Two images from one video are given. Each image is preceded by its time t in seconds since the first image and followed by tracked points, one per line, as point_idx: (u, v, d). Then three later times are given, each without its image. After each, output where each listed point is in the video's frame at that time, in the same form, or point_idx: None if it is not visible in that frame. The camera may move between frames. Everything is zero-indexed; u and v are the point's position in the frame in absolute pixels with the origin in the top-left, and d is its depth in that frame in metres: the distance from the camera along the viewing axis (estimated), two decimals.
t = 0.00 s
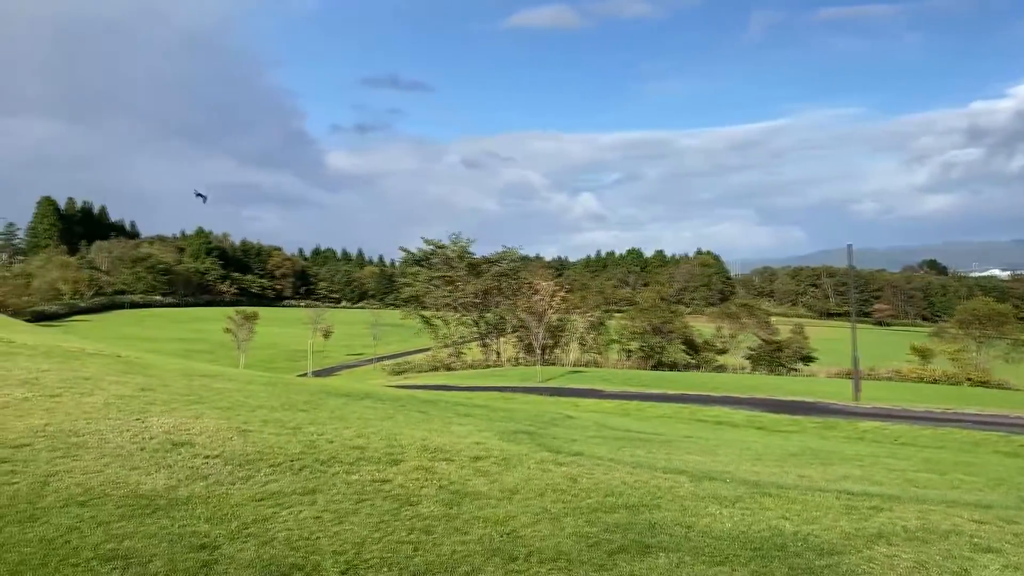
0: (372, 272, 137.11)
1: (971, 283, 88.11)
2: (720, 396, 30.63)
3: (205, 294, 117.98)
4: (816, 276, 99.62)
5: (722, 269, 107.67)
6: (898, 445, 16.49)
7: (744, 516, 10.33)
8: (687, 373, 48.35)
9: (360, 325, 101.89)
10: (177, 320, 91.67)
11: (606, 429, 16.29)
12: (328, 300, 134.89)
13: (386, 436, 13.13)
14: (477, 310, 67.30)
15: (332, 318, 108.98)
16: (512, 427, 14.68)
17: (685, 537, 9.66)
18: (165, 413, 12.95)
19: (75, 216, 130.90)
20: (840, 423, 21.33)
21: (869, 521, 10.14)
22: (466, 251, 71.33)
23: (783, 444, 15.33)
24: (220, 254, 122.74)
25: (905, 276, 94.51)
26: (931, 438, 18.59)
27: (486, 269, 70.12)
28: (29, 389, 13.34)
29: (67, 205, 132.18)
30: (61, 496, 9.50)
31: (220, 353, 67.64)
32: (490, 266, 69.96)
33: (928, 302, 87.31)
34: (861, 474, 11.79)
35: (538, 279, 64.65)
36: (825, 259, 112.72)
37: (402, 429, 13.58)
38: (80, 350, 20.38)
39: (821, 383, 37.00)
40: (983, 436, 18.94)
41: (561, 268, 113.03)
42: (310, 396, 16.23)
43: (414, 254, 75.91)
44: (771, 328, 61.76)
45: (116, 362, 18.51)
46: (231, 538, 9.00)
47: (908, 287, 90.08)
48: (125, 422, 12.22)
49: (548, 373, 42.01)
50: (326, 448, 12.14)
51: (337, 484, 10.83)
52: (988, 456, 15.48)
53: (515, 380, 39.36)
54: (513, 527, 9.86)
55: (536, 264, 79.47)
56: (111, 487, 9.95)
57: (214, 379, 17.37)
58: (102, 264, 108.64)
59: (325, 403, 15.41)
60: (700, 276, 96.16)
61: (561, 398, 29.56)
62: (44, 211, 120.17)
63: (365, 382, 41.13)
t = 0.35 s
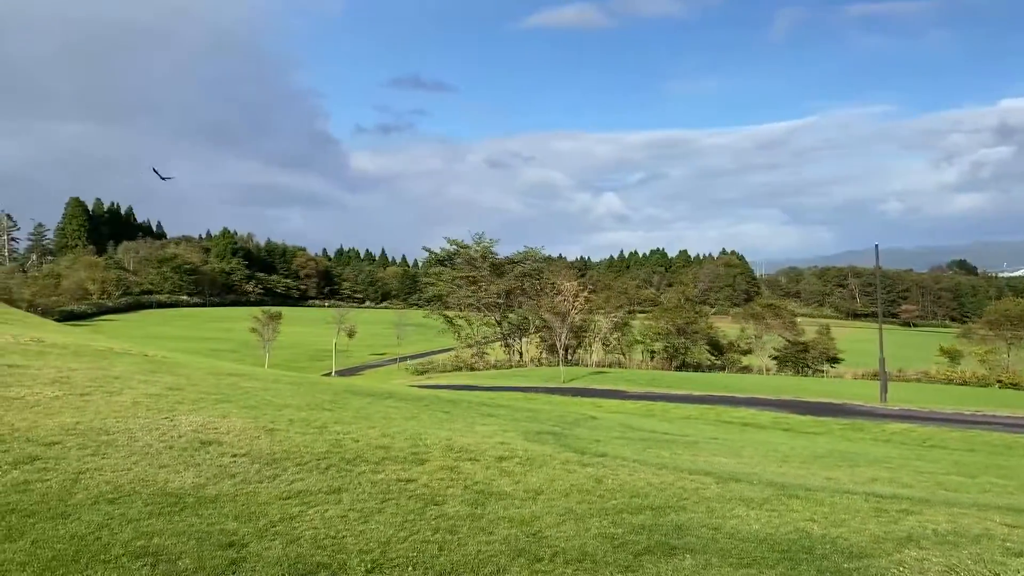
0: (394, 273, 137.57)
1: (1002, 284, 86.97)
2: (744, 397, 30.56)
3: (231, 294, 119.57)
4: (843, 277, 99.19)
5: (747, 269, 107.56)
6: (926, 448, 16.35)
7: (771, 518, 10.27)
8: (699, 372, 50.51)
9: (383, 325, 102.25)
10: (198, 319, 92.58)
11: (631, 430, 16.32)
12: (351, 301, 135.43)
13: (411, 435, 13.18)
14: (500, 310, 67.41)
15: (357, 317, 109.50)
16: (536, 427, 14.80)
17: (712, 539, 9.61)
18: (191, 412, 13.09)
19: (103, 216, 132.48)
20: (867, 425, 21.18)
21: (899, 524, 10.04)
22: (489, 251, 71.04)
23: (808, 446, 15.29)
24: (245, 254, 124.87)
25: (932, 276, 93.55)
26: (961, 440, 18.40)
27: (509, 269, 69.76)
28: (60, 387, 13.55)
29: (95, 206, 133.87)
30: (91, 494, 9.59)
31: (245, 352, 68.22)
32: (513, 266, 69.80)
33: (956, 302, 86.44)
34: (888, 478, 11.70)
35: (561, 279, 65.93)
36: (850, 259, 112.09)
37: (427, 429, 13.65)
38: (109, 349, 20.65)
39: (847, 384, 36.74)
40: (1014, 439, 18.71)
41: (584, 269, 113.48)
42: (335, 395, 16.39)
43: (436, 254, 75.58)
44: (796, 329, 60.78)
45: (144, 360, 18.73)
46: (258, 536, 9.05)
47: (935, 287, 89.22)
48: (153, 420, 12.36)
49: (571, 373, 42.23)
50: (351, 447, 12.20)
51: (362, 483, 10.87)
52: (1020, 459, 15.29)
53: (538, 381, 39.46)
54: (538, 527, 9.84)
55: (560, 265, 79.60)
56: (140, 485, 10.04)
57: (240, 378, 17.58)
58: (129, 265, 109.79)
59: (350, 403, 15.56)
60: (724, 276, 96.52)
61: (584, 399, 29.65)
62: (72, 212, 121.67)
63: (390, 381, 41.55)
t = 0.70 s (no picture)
0: (417, 273, 138.31)
1: None
2: (767, 398, 30.46)
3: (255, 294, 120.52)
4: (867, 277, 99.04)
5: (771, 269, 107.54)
6: (952, 450, 16.24)
7: (795, 520, 10.22)
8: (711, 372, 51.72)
9: (406, 325, 102.59)
10: (219, 318, 93.52)
11: (653, 431, 16.37)
12: (373, 301, 136.14)
13: (433, 434, 13.27)
14: (521, 310, 67.61)
15: (380, 317, 109.84)
16: (557, 428, 15.01)
17: (735, 540, 9.57)
18: (217, 411, 13.24)
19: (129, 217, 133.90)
20: (892, 427, 21.07)
21: (925, 527, 9.96)
22: (510, 251, 71.58)
23: (831, 448, 15.28)
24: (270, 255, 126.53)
25: (959, 276, 92.60)
26: (988, 442, 18.22)
27: (530, 270, 70.39)
28: (89, 386, 13.75)
29: (121, 207, 135.46)
30: (119, 491, 9.72)
31: (269, 352, 68.77)
32: (534, 267, 70.30)
33: (984, 303, 85.52)
34: (913, 481, 11.64)
35: (584, 279, 65.52)
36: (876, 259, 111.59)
37: (450, 428, 13.75)
38: (137, 348, 20.93)
39: (871, 386, 36.52)
40: None
41: (606, 269, 113.98)
42: (357, 395, 16.56)
43: (458, 254, 76.41)
44: (819, 329, 60.62)
45: (170, 359, 18.95)
46: (284, 534, 9.12)
47: (962, 288, 88.40)
48: (179, 419, 12.48)
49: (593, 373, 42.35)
50: (374, 446, 12.27)
51: (386, 482, 10.94)
52: None
53: (560, 381, 39.64)
54: (562, 527, 9.85)
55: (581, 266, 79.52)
56: (167, 483, 10.15)
57: (264, 377, 17.78)
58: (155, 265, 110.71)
59: (372, 403, 15.75)
60: (748, 276, 96.96)
61: (606, 399, 29.70)
62: (99, 212, 123.09)
63: (414, 381, 41.91)
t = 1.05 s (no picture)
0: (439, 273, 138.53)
1: None
2: (791, 399, 30.32)
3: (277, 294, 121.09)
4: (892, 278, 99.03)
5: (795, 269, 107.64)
6: (980, 453, 16.09)
7: (820, 522, 10.17)
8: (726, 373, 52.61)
9: (427, 324, 102.88)
10: (239, 317, 94.31)
11: (676, 432, 16.38)
12: (394, 301, 136.85)
13: (456, 434, 13.32)
14: (542, 310, 68.01)
15: (402, 316, 110.19)
16: (579, 428, 15.06)
17: (760, 542, 9.51)
18: (241, 409, 13.37)
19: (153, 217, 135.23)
20: (919, 428, 20.89)
21: (953, 530, 9.86)
22: (531, 251, 71.14)
23: (856, 449, 15.21)
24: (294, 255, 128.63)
25: (987, 275, 91.61)
26: (1016, 445, 18.03)
27: (551, 270, 70.12)
28: (115, 384, 13.96)
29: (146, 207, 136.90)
30: (146, 488, 9.83)
31: (291, 351, 69.37)
32: (555, 267, 70.04)
33: (1012, 304, 84.58)
34: (940, 483, 11.56)
35: (606, 279, 66.08)
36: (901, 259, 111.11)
37: (473, 428, 13.81)
38: (163, 347, 21.19)
39: (896, 387, 36.26)
40: None
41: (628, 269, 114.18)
42: (380, 395, 16.71)
43: (480, 255, 77.12)
44: (844, 330, 59.68)
45: (195, 359, 19.16)
46: (308, 532, 9.18)
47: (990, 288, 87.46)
48: (204, 417, 12.62)
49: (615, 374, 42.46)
50: (397, 446, 12.35)
51: (409, 481, 11.00)
52: None
53: (582, 380, 39.75)
54: (585, 528, 9.85)
55: (603, 266, 79.65)
56: (192, 481, 10.25)
57: (288, 377, 17.98)
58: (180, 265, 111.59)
59: (395, 402, 15.87)
60: (771, 276, 97.26)
61: (627, 399, 29.74)
62: (124, 212, 124.40)
63: (437, 381, 42.23)
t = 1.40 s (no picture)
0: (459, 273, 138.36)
1: None
2: (813, 399, 30.16)
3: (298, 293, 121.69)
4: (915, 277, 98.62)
5: (816, 269, 107.08)
6: (1006, 454, 15.95)
7: (842, 523, 10.10)
8: (744, 373, 52.46)
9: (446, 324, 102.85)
10: (257, 316, 95.08)
11: (696, 432, 16.36)
12: (414, 300, 136.72)
13: (475, 433, 13.38)
14: (561, 309, 67.98)
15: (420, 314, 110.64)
16: (599, 428, 15.08)
17: (782, 543, 9.45)
18: (263, 408, 13.49)
19: (176, 217, 136.68)
20: (942, 429, 20.71)
21: (979, 532, 9.77)
22: (550, 251, 71.46)
23: (877, 450, 15.13)
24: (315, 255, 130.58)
25: (1013, 275, 90.61)
26: None
27: (571, 270, 69.96)
28: (139, 382, 14.14)
29: (169, 207, 138.38)
30: (169, 486, 9.92)
31: (311, 350, 70.01)
32: (575, 267, 69.90)
33: None
34: (965, 486, 11.46)
35: (627, 277, 66.57)
36: (925, 259, 110.14)
37: (492, 428, 13.85)
38: (186, 346, 21.43)
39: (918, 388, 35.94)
40: None
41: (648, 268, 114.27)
42: (400, 394, 16.82)
43: (498, 255, 77.45)
44: (865, 329, 60.60)
45: (217, 357, 19.35)
46: (330, 530, 9.23)
47: (1016, 288, 86.59)
48: (227, 416, 12.74)
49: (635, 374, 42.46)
50: (417, 444, 12.43)
51: (429, 480, 11.05)
52: None
53: (602, 380, 39.75)
54: (605, 527, 9.84)
55: (624, 267, 79.75)
56: (215, 479, 10.34)
57: (309, 375, 18.13)
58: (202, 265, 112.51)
59: (415, 401, 15.96)
60: (792, 276, 97.19)
61: (646, 399, 29.72)
62: (148, 213, 125.53)
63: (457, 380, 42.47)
